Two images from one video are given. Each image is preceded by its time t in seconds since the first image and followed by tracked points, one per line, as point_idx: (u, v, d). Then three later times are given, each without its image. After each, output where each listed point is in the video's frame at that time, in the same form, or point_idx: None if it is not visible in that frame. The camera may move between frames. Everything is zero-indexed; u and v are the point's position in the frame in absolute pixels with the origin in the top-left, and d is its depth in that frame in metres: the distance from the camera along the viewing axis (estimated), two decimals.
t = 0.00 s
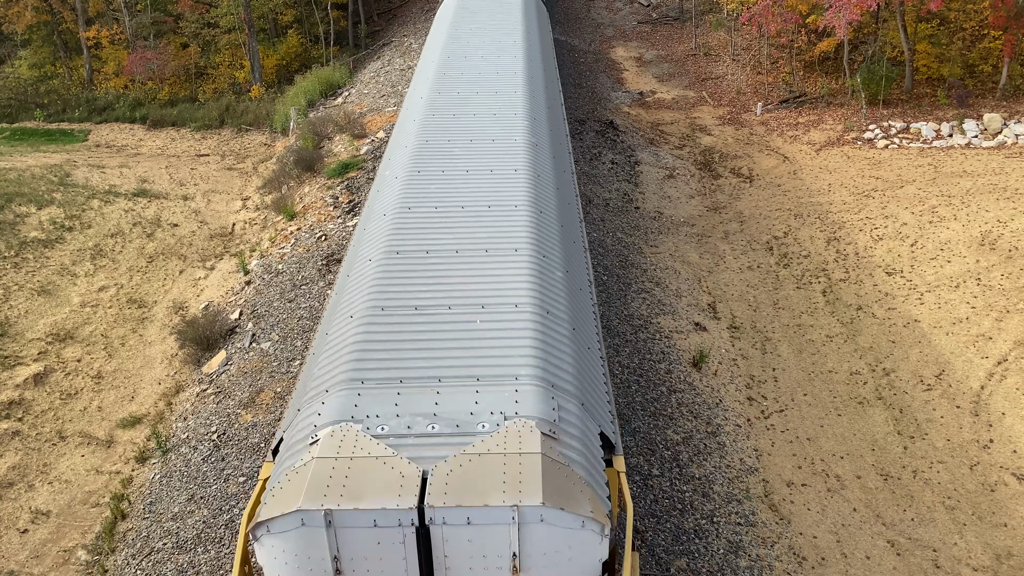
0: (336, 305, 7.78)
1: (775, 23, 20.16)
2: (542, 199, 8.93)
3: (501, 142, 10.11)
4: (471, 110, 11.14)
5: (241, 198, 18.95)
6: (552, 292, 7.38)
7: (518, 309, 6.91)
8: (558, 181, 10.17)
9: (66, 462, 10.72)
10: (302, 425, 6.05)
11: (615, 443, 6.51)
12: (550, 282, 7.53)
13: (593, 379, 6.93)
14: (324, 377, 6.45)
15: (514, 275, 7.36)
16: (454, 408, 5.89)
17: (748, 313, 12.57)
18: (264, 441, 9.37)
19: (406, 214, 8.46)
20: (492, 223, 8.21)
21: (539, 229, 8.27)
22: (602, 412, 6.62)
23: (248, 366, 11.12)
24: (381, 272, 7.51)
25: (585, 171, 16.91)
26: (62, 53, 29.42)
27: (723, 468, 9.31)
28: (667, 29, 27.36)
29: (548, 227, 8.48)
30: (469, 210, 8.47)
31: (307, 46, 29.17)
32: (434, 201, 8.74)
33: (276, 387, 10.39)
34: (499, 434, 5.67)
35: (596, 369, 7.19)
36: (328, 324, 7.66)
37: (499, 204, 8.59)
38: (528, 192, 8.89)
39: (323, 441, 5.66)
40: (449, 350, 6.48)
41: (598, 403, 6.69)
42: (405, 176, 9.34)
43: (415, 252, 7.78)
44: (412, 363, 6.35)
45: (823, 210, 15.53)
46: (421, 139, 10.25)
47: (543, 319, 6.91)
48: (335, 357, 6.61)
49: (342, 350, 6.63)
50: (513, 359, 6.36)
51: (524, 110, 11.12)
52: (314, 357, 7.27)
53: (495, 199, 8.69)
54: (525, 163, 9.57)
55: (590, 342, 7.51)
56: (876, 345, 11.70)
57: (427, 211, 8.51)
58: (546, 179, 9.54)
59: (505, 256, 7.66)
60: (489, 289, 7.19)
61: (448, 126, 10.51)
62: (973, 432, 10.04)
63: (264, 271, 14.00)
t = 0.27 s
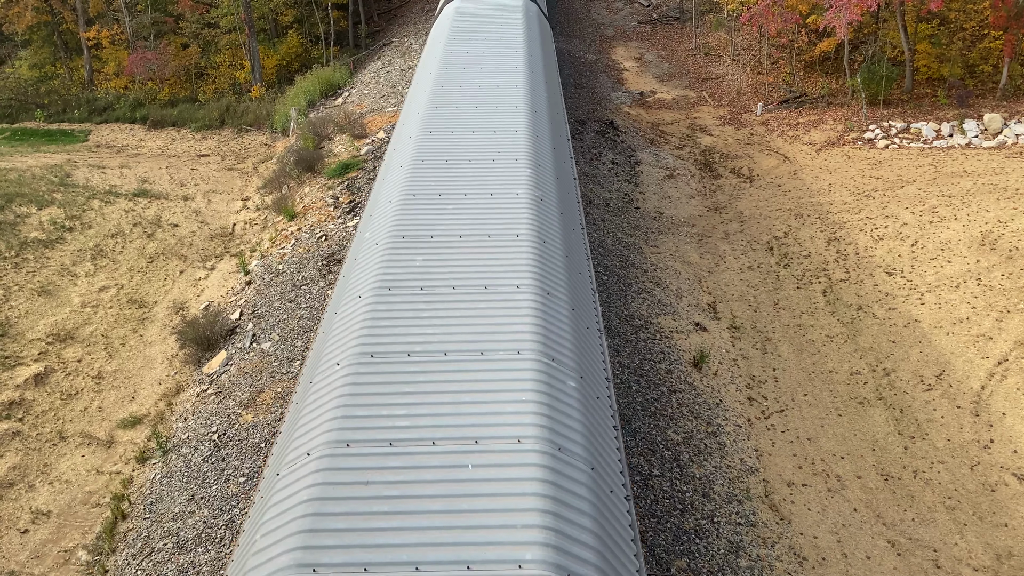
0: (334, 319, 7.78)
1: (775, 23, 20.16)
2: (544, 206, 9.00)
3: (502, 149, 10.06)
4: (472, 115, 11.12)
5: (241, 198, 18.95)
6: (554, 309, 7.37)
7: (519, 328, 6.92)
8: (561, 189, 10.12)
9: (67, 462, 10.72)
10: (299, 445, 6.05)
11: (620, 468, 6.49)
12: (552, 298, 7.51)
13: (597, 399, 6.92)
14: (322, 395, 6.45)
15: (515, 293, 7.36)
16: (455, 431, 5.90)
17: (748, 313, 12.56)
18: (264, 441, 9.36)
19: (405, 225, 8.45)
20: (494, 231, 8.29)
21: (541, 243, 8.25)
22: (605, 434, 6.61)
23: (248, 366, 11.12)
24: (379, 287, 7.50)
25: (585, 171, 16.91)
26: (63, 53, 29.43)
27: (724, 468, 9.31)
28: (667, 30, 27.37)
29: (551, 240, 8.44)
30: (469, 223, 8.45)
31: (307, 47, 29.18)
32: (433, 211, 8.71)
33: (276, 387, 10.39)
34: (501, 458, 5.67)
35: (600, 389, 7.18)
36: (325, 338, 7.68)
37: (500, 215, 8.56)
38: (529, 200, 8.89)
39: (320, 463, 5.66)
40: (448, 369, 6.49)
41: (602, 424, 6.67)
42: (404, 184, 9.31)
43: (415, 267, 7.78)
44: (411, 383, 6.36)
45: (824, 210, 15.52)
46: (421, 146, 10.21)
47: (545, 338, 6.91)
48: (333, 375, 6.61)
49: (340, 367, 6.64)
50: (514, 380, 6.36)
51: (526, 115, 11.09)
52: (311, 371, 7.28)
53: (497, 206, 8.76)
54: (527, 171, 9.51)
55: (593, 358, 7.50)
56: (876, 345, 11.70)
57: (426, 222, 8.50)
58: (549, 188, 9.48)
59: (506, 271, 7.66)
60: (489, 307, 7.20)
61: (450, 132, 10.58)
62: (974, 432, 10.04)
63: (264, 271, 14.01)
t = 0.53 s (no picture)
0: (335, 316, 7.81)
1: (775, 24, 20.17)
2: (545, 205, 9.03)
3: (503, 149, 10.10)
4: (473, 116, 11.15)
5: (242, 199, 18.95)
6: (555, 306, 7.40)
7: (520, 325, 6.94)
8: (562, 190, 10.15)
9: (67, 463, 10.72)
10: (301, 441, 6.07)
11: (621, 466, 6.49)
12: (552, 295, 7.54)
13: (597, 397, 6.94)
14: (323, 391, 6.46)
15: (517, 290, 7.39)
16: (456, 426, 5.93)
17: (748, 314, 12.56)
18: (265, 442, 9.36)
19: (405, 223, 8.49)
20: (495, 229, 8.32)
21: (542, 241, 8.28)
22: (605, 433, 6.61)
23: (249, 366, 11.12)
24: (380, 284, 7.52)
25: (586, 171, 16.91)
26: (63, 54, 29.42)
27: (724, 468, 9.31)
28: (668, 30, 27.37)
29: (551, 238, 8.46)
30: (470, 220, 8.50)
31: (308, 47, 29.19)
32: (434, 210, 8.74)
33: (277, 388, 10.38)
34: (502, 454, 5.67)
35: (601, 387, 7.19)
36: (326, 336, 7.69)
37: (501, 214, 8.60)
38: (530, 199, 8.92)
39: (322, 459, 5.67)
40: (450, 366, 6.51)
41: (603, 422, 6.68)
42: (405, 184, 9.35)
43: (416, 264, 7.81)
44: (412, 379, 6.38)
45: (824, 210, 15.52)
46: (421, 145, 10.23)
47: (546, 335, 6.93)
48: (335, 371, 6.62)
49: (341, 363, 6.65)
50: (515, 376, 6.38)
51: (527, 116, 11.12)
52: (313, 368, 7.30)
53: (498, 204, 8.79)
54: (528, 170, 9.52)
55: (593, 357, 7.52)
56: (877, 346, 11.69)
57: (427, 221, 8.54)
58: (550, 188, 9.50)
59: (507, 269, 7.69)
60: (491, 304, 7.22)
61: (451, 131, 10.61)
62: (975, 433, 10.03)
63: (264, 272, 14.00)
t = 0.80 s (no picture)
0: (336, 317, 7.81)
1: (776, 24, 20.20)
2: (545, 205, 9.06)
3: (503, 150, 10.11)
4: (473, 117, 11.17)
5: (242, 199, 18.95)
6: (555, 307, 7.41)
7: (521, 326, 6.96)
8: (562, 191, 10.16)
9: (68, 463, 10.72)
10: (302, 441, 6.06)
11: (620, 465, 6.51)
12: (553, 296, 7.55)
13: (597, 398, 6.95)
14: (324, 389, 6.48)
15: (517, 291, 7.40)
16: (456, 427, 5.93)
17: (749, 314, 12.56)
18: (265, 442, 9.36)
19: (406, 224, 8.50)
20: (496, 230, 8.35)
21: (542, 242, 8.29)
22: (606, 434, 6.62)
23: (249, 367, 11.12)
24: (381, 285, 7.52)
25: (586, 171, 16.91)
26: (63, 55, 29.40)
27: (725, 469, 9.30)
28: (668, 30, 27.38)
29: (551, 239, 8.46)
30: (470, 221, 8.51)
31: (308, 47, 29.21)
32: (435, 211, 8.76)
33: (277, 389, 10.38)
34: (503, 454, 5.68)
35: (602, 388, 7.19)
36: (327, 336, 7.69)
37: (502, 215, 8.60)
38: (530, 199, 8.97)
39: (323, 459, 5.67)
40: (451, 367, 6.52)
41: (603, 423, 6.69)
42: (406, 185, 9.36)
43: (417, 265, 7.82)
44: (414, 379, 6.39)
45: (824, 210, 15.52)
46: (421, 146, 10.26)
47: (546, 335, 6.95)
48: (335, 371, 6.63)
49: (342, 365, 6.65)
50: (516, 377, 6.39)
51: (527, 117, 11.14)
52: (313, 368, 7.30)
53: (499, 205, 8.82)
54: (528, 172, 9.54)
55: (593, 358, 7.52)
56: (877, 346, 11.69)
57: (427, 221, 8.56)
58: (550, 189, 9.52)
59: (507, 269, 7.69)
60: (492, 305, 7.23)
61: (451, 132, 10.64)
62: (975, 433, 10.02)
63: (265, 272, 14.01)
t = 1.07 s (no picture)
0: (337, 312, 7.73)
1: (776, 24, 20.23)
2: (545, 199, 8.98)
3: (503, 146, 10.02)
4: (473, 112, 11.08)
5: (242, 200, 18.95)
6: (556, 300, 7.30)
7: (521, 319, 6.85)
8: (563, 186, 10.08)
9: (68, 464, 10.72)
10: (301, 436, 5.98)
11: (622, 460, 6.41)
12: (554, 289, 7.45)
13: (599, 392, 6.84)
14: (324, 385, 6.40)
15: (518, 283, 7.30)
16: (457, 421, 5.83)
17: (749, 314, 12.56)
18: (266, 442, 9.36)
19: (406, 219, 8.41)
20: (496, 223, 8.26)
21: (542, 236, 8.19)
22: (607, 428, 6.51)
23: (249, 368, 11.12)
24: (381, 280, 7.43)
25: (586, 171, 16.91)
26: (64, 55, 29.37)
27: (725, 469, 9.30)
28: (668, 30, 27.38)
29: (552, 232, 8.38)
30: (471, 216, 8.41)
31: (308, 48, 29.23)
32: (435, 206, 8.67)
33: (277, 389, 10.38)
34: (503, 447, 5.58)
35: (603, 382, 7.09)
36: (328, 332, 7.61)
37: (502, 209, 8.54)
38: (531, 193, 8.89)
39: (321, 453, 5.58)
40: (451, 360, 6.43)
41: (605, 417, 6.58)
42: (406, 180, 9.27)
43: (416, 259, 7.72)
44: (414, 373, 6.29)
45: (825, 210, 15.52)
46: (421, 143, 10.20)
47: (547, 328, 6.84)
48: (335, 366, 6.56)
49: (342, 359, 6.56)
50: (517, 370, 6.29)
51: (527, 112, 11.05)
52: (314, 364, 7.21)
53: (499, 198, 8.74)
54: (528, 167, 9.46)
55: (595, 351, 7.42)
56: (878, 346, 11.69)
57: (428, 216, 8.47)
58: (550, 183, 9.42)
59: (508, 262, 7.61)
60: (492, 298, 7.12)
61: (451, 128, 10.58)
62: (976, 433, 10.02)
63: (265, 273, 14.01)
